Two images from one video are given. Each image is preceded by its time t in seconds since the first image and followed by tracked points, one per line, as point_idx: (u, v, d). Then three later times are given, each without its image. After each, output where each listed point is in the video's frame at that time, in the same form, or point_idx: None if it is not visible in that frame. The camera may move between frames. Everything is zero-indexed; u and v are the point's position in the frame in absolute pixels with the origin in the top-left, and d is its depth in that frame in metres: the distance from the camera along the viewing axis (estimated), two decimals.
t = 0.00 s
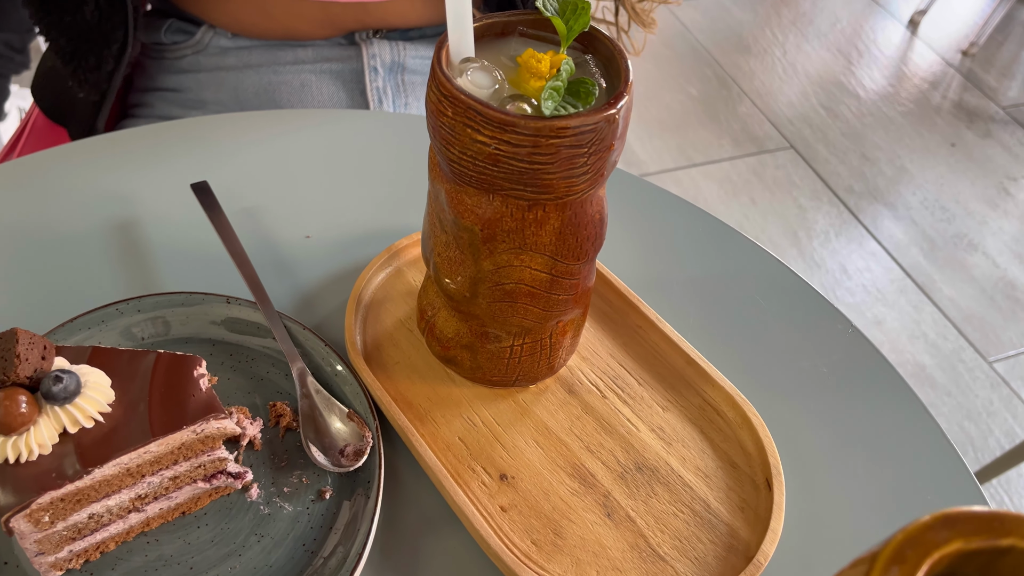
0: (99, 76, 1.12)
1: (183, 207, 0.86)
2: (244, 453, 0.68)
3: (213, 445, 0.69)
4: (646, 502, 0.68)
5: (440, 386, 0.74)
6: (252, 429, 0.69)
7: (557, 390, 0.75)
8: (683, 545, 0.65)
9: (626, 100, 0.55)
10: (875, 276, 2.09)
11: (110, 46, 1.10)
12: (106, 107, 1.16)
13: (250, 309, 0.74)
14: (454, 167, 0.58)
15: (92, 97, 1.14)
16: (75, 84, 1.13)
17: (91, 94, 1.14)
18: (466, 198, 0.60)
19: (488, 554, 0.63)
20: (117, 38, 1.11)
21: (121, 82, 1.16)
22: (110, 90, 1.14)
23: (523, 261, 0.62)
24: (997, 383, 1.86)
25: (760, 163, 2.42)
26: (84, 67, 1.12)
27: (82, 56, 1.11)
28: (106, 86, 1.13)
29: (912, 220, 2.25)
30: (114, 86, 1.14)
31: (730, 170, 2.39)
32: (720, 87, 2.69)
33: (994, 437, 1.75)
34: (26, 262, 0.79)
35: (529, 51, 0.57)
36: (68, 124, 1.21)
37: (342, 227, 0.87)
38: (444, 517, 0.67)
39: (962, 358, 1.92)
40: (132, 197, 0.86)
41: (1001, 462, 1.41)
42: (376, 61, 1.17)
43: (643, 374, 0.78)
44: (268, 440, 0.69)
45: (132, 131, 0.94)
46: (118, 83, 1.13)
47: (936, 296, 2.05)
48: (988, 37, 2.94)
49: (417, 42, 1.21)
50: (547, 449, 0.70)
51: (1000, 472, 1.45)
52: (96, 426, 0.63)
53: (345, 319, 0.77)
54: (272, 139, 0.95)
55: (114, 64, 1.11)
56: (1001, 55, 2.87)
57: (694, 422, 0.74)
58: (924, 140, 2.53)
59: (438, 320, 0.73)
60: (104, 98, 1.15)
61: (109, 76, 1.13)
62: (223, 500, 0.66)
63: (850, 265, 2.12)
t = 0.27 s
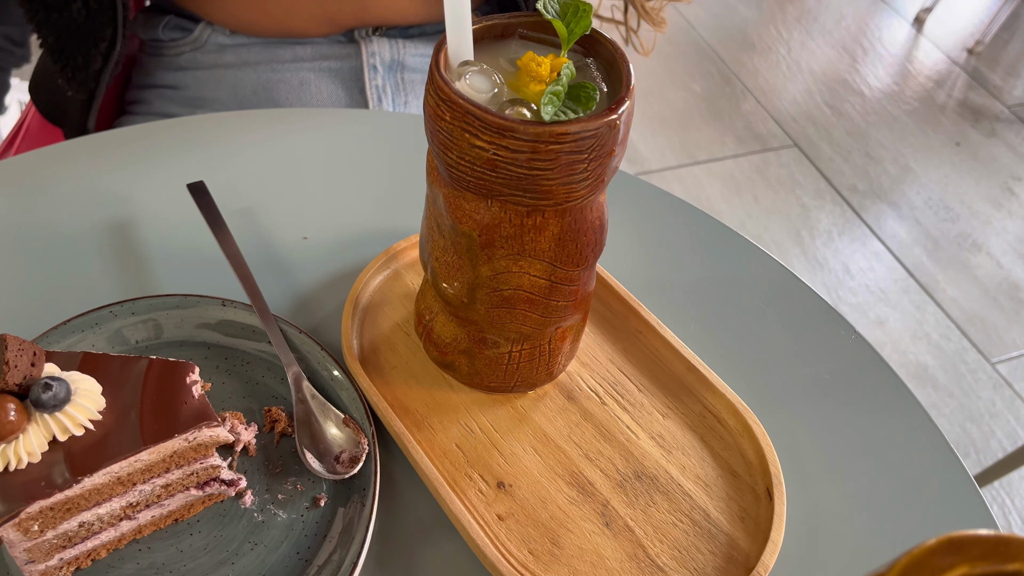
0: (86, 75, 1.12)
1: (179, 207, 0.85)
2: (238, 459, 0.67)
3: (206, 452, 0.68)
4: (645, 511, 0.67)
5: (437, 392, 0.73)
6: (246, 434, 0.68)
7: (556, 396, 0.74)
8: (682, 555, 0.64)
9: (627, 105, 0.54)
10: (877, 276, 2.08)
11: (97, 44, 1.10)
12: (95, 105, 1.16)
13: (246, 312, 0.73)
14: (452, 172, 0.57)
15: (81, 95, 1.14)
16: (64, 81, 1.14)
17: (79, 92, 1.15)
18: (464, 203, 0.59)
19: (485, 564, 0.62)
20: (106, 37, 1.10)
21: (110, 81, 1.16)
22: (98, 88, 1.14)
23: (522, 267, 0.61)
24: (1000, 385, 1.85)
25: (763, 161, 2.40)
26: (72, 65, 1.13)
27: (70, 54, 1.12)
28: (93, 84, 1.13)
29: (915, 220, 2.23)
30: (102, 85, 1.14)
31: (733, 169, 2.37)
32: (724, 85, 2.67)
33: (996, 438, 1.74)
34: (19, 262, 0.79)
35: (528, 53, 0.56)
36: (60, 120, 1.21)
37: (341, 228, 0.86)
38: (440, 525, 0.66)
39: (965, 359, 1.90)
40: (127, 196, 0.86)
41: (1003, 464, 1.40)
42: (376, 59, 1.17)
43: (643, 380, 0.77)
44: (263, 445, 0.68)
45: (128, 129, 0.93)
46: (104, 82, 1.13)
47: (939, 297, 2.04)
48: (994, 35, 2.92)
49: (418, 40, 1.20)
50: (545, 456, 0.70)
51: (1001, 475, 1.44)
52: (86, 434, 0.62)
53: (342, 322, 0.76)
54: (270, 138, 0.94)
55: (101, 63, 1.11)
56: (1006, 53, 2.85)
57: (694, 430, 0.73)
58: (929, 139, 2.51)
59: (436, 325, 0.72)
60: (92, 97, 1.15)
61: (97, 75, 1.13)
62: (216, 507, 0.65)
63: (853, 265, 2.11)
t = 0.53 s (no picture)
0: (82, 68, 1.11)
1: (176, 206, 0.84)
2: (232, 465, 0.66)
3: (199, 460, 0.66)
4: (645, 521, 0.66)
5: (435, 398, 0.72)
6: (240, 440, 0.67)
7: (556, 403, 0.73)
8: (682, 568, 0.63)
9: (630, 110, 0.53)
10: (882, 276, 2.06)
11: (93, 38, 1.09)
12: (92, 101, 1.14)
13: (242, 315, 0.72)
14: (451, 177, 0.56)
15: (76, 91, 1.13)
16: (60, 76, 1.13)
17: (76, 87, 1.13)
18: (463, 209, 0.57)
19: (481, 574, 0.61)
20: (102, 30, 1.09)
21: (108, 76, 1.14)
22: (94, 84, 1.13)
23: (522, 274, 0.60)
24: (1005, 387, 1.84)
25: (768, 159, 2.39)
26: (69, 60, 1.11)
27: (67, 48, 1.11)
28: (89, 79, 1.12)
29: (922, 219, 2.21)
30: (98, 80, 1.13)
31: (739, 166, 2.36)
32: (730, 81, 2.65)
33: (1000, 441, 1.72)
34: (14, 260, 0.78)
35: (530, 56, 0.55)
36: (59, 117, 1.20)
37: (340, 228, 0.85)
38: (436, 534, 0.65)
39: (969, 361, 1.89)
40: (123, 194, 0.85)
41: (1007, 467, 1.39)
42: (378, 55, 1.16)
43: (644, 387, 0.76)
44: (258, 451, 0.67)
45: (126, 125, 0.91)
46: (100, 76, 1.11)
47: (944, 298, 2.02)
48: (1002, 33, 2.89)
49: (420, 36, 1.19)
50: (544, 464, 0.69)
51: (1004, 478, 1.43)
52: (76, 442, 0.61)
53: (339, 325, 0.75)
54: (269, 136, 0.92)
55: (97, 57, 1.10)
56: (1015, 51, 2.82)
57: (696, 438, 0.72)
58: (936, 137, 2.49)
59: (434, 330, 0.71)
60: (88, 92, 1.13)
61: (93, 70, 1.12)
62: (209, 514, 0.64)
63: (858, 264, 2.09)
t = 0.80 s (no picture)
0: (85, 60, 1.11)
1: (176, 206, 0.83)
2: (230, 470, 0.66)
3: (195, 467, 0.66)
4: (646, 532, 0.65)
5: (436, 403, 0.71)
6: (238, 445, 0.66)
7: (558, 410, 0.73)
8: None
9: (636, 117, 0.52)
10: (888, 275, 2.05)
11: (97, 29, 1.08)
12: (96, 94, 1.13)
13: (241, 317, 0.71)
14: (453, 184, 0.55)
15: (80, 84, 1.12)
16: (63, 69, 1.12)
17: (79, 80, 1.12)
18: (466, 215, 0.56)
19: None
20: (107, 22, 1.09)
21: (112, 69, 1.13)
22: (97, 76, 1.12)
23: (524, 281, 0.59)
24: (1010, 388, 1.82)
25: (775, 156, 2.37)
26: (72, 53, 1.11)
27: (71, 41, 1.10)
28: (92, 71, 1.11)
29: (929, 218, 2.20)
30: (101, 72, 1.12)
31: (745, 163, 2.34)
32: (737, 77, 2.63)
33: (1004, 443, 1.71)
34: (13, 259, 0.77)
35: (534, 61, 0.54)
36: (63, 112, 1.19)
37: (341, 228, 0.84)
38: (434, 542, 0.64)
39: (975, 362, 1.87)
40: (123, 192, 0.84)
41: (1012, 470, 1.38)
42: (382, 52, 1.15)
43: (647, 394, 0.75)
44: (256, 456, 0.66)
45: (127, 122, 0.91)
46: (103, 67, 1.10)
47: (950, 298, 2.01)
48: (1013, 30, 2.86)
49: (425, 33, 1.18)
50: (545, 472, 0.68)
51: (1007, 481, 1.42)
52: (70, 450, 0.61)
53: (339, 328, 0.74)
54: (271, 135, 0.92)
55: (101, 48, 1.10)
56: None
57: (699, 447, 0.71)
58: (944, 136, 2.47)
59: (435, 335, 0.70)
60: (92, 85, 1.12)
61: (96, 62, 1.11)
62: (205, 521, 0.63)
63: (864, 263, 2.08)
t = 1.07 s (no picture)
0: (91, 51, 1.10)
1: (176, 202, 0.82)
2: (226, 474, 0.65)
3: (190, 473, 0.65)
4: (649, 541, 0.64)
5: (436, 407, 0.70)
6: (235, 449, 0.65)
7: (560, 415, 0.71)
8: None
9: (644, 121, 0.50)
10: (896, 274, 2.03)
11: (103, 20, 1.08)
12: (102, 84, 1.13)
13: (239, 317, 0.70)
14: (455, 186, 0.53)
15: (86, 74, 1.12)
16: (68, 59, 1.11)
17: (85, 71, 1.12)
18: (468, 219, 0.55)
19: None
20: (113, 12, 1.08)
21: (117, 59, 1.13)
22: (103, 66, 1.12)
23: (527, 286, 0.58)
24: (1018, 389, 1.80)
25: (783, 152, 2.35)
26: (77, 43, 1.10)
27: (75, 31, 1.09)
28: (99, 62, 1.11)
29: (938, 217, 2.17)
30: (108, 63, 1.12)
31: (753, 159, 2.32)
32: (746, 71, 2.61)
33: (1011, 444, 1.69)
34: (9, 255, 0.76)
35: (540, 62, 0.52)
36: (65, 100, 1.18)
37: (343, 227, 0.83)
38: (432, 549, 0.63)
39: (982, 362, 1.86)
40: (122, 188, 0.83)
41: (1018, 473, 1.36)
42: (386, 46, 1.13)
43: (651, 399, 0.74)
44: (252, 461, 0.65)
45: (128, 116, 0.90)
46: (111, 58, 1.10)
47: (958, 298, 1.99)
48: None
49: (430, 27, 1.17)
50: (546, 479, 0.67)
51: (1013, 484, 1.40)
52: (62, 455, 0.60)
53: (339, 329, 0.73)
54: (273, 131, 0.90)
55: (108, 39, 1.09)
56: None
57: (703, 455, 0.70)
58: (954, 133, 2.44)
59: (436, 338, 0.69)
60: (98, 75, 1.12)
61: (102, 53, 1.11)
62: (200, 526, 0.62)
63: (871, 261, 2.06)
